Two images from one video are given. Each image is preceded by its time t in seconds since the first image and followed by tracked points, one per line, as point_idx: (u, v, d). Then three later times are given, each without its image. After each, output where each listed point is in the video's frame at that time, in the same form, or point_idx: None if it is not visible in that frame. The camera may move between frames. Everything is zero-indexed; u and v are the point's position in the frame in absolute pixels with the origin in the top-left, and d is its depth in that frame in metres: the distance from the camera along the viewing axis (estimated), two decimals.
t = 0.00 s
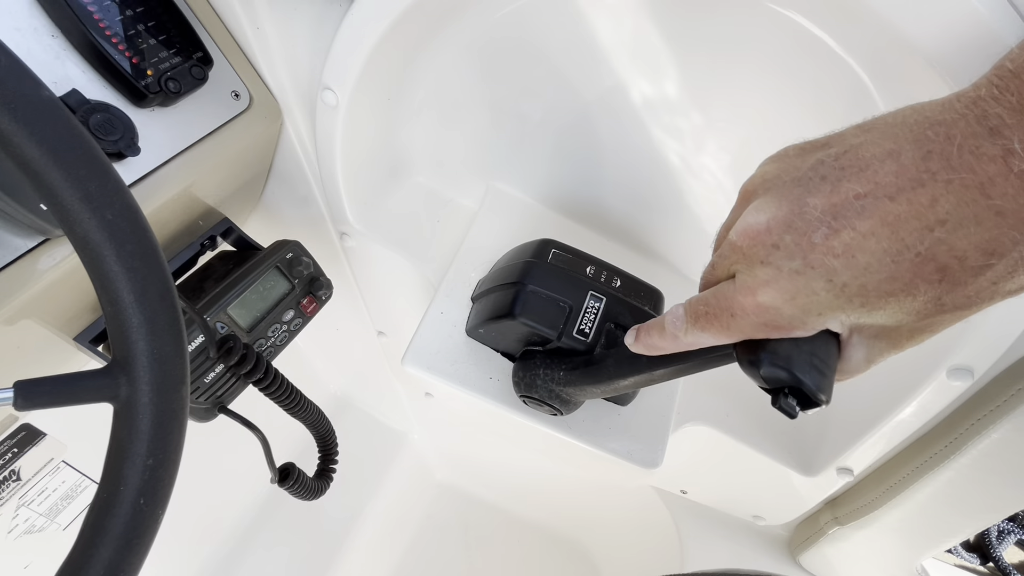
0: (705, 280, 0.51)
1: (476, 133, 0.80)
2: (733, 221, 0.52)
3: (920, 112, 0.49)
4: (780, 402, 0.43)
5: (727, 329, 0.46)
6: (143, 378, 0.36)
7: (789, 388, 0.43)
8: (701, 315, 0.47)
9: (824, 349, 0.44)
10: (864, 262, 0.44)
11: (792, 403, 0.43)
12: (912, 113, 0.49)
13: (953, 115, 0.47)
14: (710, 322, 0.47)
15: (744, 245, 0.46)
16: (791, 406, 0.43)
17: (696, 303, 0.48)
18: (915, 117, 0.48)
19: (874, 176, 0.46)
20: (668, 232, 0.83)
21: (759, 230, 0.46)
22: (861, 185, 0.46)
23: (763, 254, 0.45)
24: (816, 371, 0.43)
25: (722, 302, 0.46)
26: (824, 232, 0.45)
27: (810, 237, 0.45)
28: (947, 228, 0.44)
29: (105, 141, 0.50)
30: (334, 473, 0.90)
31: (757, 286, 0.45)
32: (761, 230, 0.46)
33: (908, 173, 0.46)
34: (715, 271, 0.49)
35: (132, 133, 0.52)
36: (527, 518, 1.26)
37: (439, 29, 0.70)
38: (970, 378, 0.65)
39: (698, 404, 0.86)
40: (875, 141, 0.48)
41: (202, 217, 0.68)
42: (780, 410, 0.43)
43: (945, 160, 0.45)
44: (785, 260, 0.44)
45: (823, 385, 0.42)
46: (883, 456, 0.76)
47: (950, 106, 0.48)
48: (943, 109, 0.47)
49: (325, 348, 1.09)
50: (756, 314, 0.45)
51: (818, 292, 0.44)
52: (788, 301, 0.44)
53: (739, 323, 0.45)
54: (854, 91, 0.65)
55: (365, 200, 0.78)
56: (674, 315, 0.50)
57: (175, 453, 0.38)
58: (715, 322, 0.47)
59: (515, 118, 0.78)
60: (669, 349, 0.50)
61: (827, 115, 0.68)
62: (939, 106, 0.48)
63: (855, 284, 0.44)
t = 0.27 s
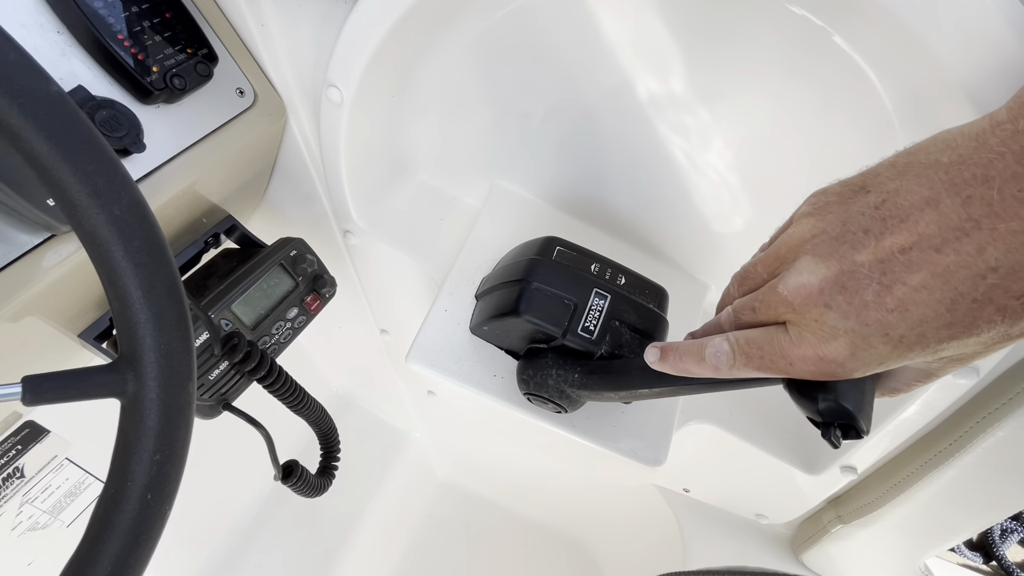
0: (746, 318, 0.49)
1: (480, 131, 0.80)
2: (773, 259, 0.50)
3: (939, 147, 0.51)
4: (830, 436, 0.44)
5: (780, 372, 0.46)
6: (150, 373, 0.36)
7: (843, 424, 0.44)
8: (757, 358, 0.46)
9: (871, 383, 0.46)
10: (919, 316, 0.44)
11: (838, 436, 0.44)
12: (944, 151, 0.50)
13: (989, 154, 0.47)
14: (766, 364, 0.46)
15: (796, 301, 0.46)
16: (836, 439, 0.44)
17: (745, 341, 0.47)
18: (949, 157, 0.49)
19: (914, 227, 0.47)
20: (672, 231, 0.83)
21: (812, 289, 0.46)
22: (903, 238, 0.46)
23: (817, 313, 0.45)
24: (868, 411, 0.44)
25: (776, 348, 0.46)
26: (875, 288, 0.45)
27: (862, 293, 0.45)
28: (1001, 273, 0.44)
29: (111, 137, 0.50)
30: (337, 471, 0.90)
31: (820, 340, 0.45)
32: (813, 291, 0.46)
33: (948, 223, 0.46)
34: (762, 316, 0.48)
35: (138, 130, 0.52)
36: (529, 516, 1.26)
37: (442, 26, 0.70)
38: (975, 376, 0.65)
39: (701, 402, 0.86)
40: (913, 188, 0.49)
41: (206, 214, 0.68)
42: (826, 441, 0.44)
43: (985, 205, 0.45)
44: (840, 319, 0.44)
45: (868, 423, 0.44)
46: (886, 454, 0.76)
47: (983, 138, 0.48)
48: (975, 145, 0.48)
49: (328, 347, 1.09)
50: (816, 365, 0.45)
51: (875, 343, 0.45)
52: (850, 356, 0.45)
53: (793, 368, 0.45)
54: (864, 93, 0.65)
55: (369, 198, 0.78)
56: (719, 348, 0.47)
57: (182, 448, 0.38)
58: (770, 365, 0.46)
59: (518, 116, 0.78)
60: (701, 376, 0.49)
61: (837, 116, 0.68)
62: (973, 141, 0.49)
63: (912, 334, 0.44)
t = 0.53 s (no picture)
0: (752, 315, 0.49)
1: (485, 130, 0.80)
2: (781, 256, 0.50)
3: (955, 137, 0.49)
4: (841, 435, 0.44)
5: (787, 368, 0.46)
6: (154, 371, 0.36)
7: (854, 424, 0.44)
8: (763, 351, 0.46)
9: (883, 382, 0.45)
10: (926, 307, 0.43)
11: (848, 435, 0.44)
12: (957, 142, 0.48)
13: (1000, 145, 0.46)
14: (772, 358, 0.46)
15: (803, 296, 0.45)
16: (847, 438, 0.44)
17: (752, 337, 0.47)
18: (960, 150, 0.48)
19: (922, 220, 0.45)
20: (677, 230, 0.82)
21: (819, 283, 0.45)
22: (911, 230, 0.45)
23: (824, 307, 0.44)
24: (881, 411, 0.44)
25: (784, 343, 0.45)
26: (882, 282, 0.44)
27: (868, 287, 0.44)
28: (1009, 265, 0.43)
29: (113, 133, 0.49)
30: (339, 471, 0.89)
31: (827, 335, 0.44)
32: (821, 284, 0.45)
33: (957, 216, 0.44)
34: (769, 312, 0.47)
35: (141, 126, 0.51)
36: (532, 517, 1.25)
37: (447, 23, 0.69)
38: (986, 377, 0.64)
39: (706, 403, 0.85)
40: (923, 180, 0.47)
41: (208, 213, 0.67)
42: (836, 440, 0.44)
43: (996, 197, 0.44)
44: (847, 312, 0.44)
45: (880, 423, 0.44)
46: (892, 455, 0.76)
47: (995, 132, 0.47)
48: (984, 137, 0.47)
49: (330, 346, 1.09)
50: (823, 359, 0.44)
51: (881, 336, 0.44)
52: (858, 348, 0.44)
53: (800, 364, 0.45)
54: (877, 91, 0.64)
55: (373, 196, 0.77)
56: (726, 343, 0.47)
57: (185, 448, 0.37)
58: (777, 360, 0.46)
59: (524, 114, 0.78)
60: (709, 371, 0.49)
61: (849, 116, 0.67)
62: (984, 134, 0.48)
63: (920, 327, 0.44)
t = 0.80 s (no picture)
0: (733, 313, 0.51)
1: (481, 133, 0.80)
2: (761, 259, 0.53)
3: (922, 144, 0.50)
4: (831, 440, 0.44)
5: (759, 356, 0.47)
6: (144, 374, 0.36)
7: (842, 429, 0.44)
8: (736, 339, 0.48)
9: (872, 385, 0.46)
10: (882, 291, 0.45)
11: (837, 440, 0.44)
12: (935, 143, 0.49)
13: (952, 144, 0.48)
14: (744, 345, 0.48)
15: (773, 284, 0.48)
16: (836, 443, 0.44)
17: (727, 328, 0.49)
18: (930, 149, 0.49)
19: (881, 210, 0.48)
20: (673, 233, 0.82)
21: (786, 270, 0.47)
22: (869, 220, 0.48)
23: (791, 293, 0.47)
24: (870, 416, 0.44)
25: (756, 331, 0.47)
26: (842, 268, 0.46)
27: (829, 273, 0.46)
28: (956, 250, 0.45)
29: (108, 136, 0.50)
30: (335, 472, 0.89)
31: (793, 318, 0.46)
32: (785, 271, 0.47)
33: (910, 205, 0.47)
34: (745, 306, 0.50)
35: (136, 129, 0.52)
36: (529, 519, 1.25)
37: (441, 26, 0.69)
38: (979, 381, 0.64)
39: (702, 406, 0.86)
40: (884, 178, 0.50)
41: (205, 214, 0.67)
42: (826, 444, 0.44)
43: (945, 187, 0.47)
44: (808, 295, 0.46)
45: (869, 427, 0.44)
46: (887, 458, 0.75)
47: (952, 134, 0.49)
48: (945, 139, 0.49)
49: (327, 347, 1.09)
50: (788, 342, 0.46)
51: (841, 319, 0.45)
52: (822, 331, 0.45)
53: (770, 351, 0.47)
54: (868, 95, 0.65)
55: (369, 199, 0.78)
56: (703, 335, 0.50)
57: (176, 451, 0.37)
58: (749, 347, 0.48)
59: (520, 117, 0.78)
60: (688, 367, 0.51)
61: (840, 119, 0.67)
62: (943, 137, 0.49)
63: (879, 311, 0.45)
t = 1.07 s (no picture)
0: (717, 314, 0.52)
1: (477, 135, 0.80)
2: (745, 262, 0.54)
3: (898, 152, 0.51)
4: (813, 439, 0.45)
5: (741, 357, 0.48)
6: (138, 372, 0.37)
7: (825, 428, 0.44)
8: (719, 340, 0.49)
9: (855, 384, 0.46)
10: (856, 295, 0.46)
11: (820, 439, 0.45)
12: (914, 147, 0.50)
13: (924, 151, 0.49)
14: (727, 347, 0.49)
15: (753, 287, 0.49)
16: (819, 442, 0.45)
17: (710, 329, 0.50)
18: (906, 154, 0.50)
19: (853, 217, 0.49)
20: (667, 234, 0.83)
21: (766, 274, 0.48)
22: (843, 226, 0.49)
23: (769, 295, 0.48)
24: (853, 416, 0.45)
25: (737, 333, 0.48)
26: (818, 271, 0.47)
27: (806, 276, 0.47)
28: (924, 255, 0.46)
29: (106, 138, 0.50)
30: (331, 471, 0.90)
31: (771, 320, 0.47)
32: (766, 274, 0.48)
33: (882, 212, 0.48)
34: (728, 309, 0.51)
35: (134, 131, 0.52)
36: (526, 518, 1.26)
37: (436, 29, 0.70)
38: (967, 382, 0.64)
39: (696, 406, 0.86)
40: (860, 185, 0.51)
41: (204, 214, 0.68)
42: (809, 443, 0.45)
43: (915, 194, 0.47)
44: (786, 296, 0.47)
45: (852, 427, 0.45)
46: (882, 458, 0.75)
47: (924, 142, 0.50)
48: (917, 148, 0.50)
49: (325, 346, 1.10)
50: (768, 344, 0.47)
51: (817, 321, 0.46)
52: (798, 333, 0.46)
53: (752, 353, 0.48)
54: (856, 99, 0.65)
55: (365, 200, 0.79)
56: (688, 336, 0.51)
57: (170, 446, 0.38)
58: (731, 349, 0.48)
59: (515, 119, 0.78)
60: (673, 367, 0.52)
61: (828, 122, 0.68)
62: (916, 144, 0.50)
63: (851, 314, 0.46)
